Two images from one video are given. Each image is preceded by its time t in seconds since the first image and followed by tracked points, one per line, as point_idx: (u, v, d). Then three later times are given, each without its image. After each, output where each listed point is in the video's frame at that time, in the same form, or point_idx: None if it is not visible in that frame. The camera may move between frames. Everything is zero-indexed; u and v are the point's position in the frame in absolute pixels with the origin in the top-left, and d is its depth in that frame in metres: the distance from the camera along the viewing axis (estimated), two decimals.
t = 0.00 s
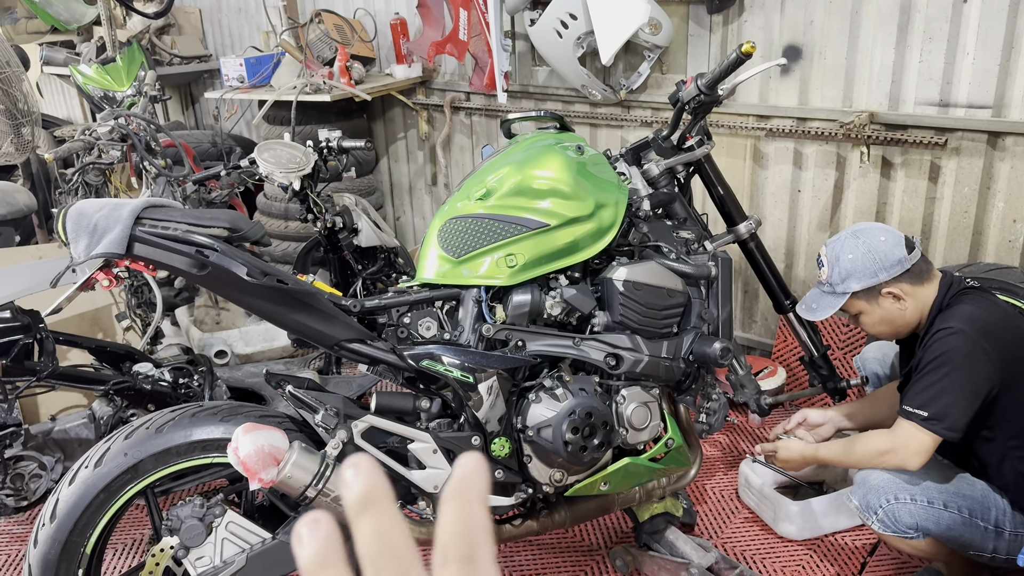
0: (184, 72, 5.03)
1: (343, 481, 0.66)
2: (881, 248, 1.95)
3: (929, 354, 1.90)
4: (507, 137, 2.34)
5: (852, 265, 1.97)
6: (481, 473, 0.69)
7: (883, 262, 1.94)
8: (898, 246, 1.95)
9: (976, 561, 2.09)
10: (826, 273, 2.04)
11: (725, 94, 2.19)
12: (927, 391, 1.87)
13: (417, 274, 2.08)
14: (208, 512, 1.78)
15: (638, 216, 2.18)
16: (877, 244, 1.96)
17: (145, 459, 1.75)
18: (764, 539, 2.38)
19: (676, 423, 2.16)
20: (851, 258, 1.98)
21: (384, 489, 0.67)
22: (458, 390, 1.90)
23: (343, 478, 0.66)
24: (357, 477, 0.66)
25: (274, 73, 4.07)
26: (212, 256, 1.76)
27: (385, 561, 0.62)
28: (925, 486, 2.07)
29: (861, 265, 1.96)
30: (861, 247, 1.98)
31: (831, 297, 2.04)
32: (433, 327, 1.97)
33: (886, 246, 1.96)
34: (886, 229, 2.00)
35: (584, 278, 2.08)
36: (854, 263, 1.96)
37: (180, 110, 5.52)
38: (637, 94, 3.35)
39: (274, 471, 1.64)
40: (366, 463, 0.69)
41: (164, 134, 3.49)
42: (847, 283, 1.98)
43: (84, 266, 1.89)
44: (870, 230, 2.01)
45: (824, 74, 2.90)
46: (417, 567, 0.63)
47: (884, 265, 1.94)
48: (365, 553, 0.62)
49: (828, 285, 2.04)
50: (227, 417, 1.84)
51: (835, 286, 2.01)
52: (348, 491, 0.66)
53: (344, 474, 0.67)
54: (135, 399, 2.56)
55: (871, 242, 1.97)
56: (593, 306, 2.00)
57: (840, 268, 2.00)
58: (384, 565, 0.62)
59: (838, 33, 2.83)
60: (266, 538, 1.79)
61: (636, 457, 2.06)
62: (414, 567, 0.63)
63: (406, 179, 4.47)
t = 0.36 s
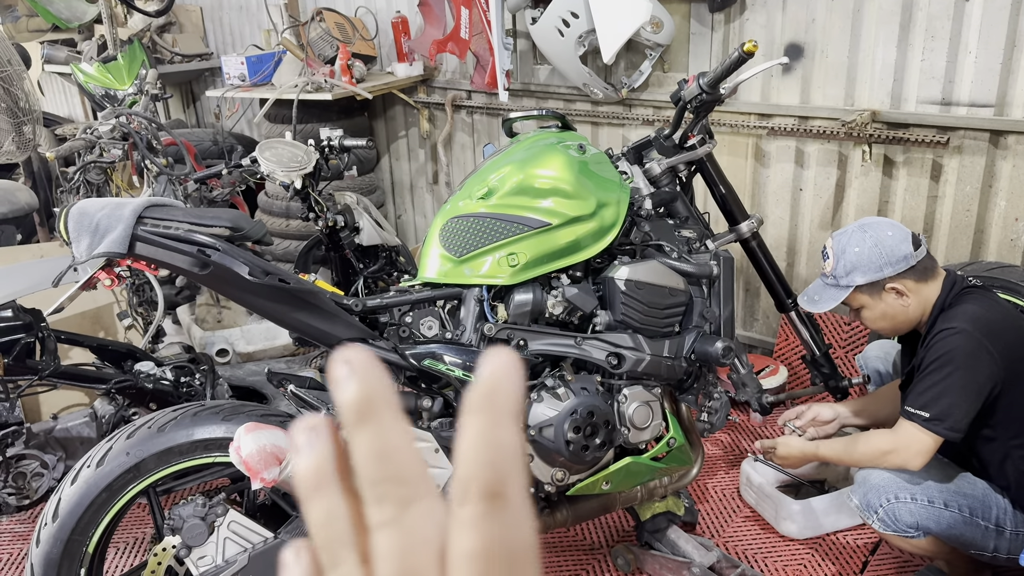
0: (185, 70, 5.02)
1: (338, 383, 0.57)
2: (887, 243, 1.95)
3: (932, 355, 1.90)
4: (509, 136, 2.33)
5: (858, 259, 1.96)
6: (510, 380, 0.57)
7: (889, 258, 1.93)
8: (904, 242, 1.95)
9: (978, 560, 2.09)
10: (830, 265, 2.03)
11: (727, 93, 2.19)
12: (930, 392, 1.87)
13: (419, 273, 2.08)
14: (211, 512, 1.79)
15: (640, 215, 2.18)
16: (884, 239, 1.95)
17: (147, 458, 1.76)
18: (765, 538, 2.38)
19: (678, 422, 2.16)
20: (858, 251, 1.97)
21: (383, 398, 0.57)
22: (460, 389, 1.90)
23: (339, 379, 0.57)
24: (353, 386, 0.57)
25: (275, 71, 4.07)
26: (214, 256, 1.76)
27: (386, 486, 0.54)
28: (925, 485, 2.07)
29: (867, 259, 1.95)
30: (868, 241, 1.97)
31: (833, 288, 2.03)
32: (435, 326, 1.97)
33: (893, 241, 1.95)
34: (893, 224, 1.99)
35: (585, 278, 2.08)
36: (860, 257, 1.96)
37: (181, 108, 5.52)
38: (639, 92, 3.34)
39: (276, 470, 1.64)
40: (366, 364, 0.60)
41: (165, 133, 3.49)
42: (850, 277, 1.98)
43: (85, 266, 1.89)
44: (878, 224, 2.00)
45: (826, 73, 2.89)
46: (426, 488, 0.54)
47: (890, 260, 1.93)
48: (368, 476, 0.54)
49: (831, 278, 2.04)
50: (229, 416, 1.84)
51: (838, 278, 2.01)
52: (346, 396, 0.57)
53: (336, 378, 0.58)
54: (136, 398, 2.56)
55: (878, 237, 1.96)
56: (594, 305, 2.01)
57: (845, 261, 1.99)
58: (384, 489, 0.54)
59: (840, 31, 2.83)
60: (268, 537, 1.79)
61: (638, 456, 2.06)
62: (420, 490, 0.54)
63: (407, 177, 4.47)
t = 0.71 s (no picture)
0: (186, 70, 5.02)
1: None
2: (939, 217, 1.91)
3: (926, 356, 1.89)
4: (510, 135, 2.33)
5: (903, 209, 1.95)
6: None
7: (926, 229, 1.92)
8: (954, 227, 1.91)
9: (977, 557, 2.09)
10: (884, 194, 2.02)
11: (728, 92, 2.19)
12: (923, 394, 1.87)
13: (420, 273, 2.08)
14: (213, 511, 1.78)
15: (641, 214, 2.18)
16: (942, 212, 1.91)
17: (150, 458, 1.76)
18: (767, 537, 2.39)
19: (680, 421, 2.16)
20: (911, 202, 1.95)
21: None
22: (462, 390, 1.90)
23: None
24: None
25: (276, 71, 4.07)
26: (216, 256, 1.76)
27: None
28: (920, 483, 2.08)
29: (910, 216, 1.94)
30: (929, 202, 1.93)
31: (866, 214, 2.05)
32: (437, 325, 1.97)
33: (946, 219, 1.91)
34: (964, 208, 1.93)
35: (587, 277, 2.08)
36: (908, 208, 1.94)
37: (182, 108, 5.53)
38: (639, 91, 3.34)
39: (278, 470, 1.64)
40: None
41: (167, 133, 3.49)
42: (884, 217, 1.98)
43: (86, 266, 1.89)
44: (951, 197, 1.93)
45: (827, 71, 2.89)
46: None
47: (926, 231, 1.92)
48: None
49: (874, 204, 2.04)
50: (231, 416, 1.84)
51: (876, 210, 2.01)
52: None
53: None
54: (138, 398, 2.56)
55: (939, 205, 1.91)
56: (596, 304, 2.00)
57: (897, 201, 1.97)
58: None
59: (841, 30, 2.83)
60: (270, 537, 1.79)
61: (640, 455, 2.06)
62: None
63: (408, 177, 4.48)
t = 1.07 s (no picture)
0: (183, 72, 5.02)
1: None
2: (953, 203, 1.93)
3: (924, 357, 1.89)
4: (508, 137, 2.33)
5: (918, 191, 1.96)
6: None
7: (940, 213, 1.93)
8: (967, 215, 1.93)
9: (975, 554, 2.09)
10: (900, 176, 2.03)
11: (727, 93, 2.18)
12: (920, 395, 1.87)
13: (419, 275, 2.08)
14: (213, 514, 1.79)
15: (640, 215, 2.18)
16: (957, 199, 1.93)
17: (149, 462, 1.75)
18: (767, 537, 2.39)
19: (679, 422, 2.16)
20: (927, 184, 1.96)
21: None
22: (462, 391, 1.90)
23: None
24: None
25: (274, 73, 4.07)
26: (214, 259, 1.76)
27: None
28: (914, 480, 2.08)
29: (924, 198, 1.95)
30: (945, 186, 1.94)
31: (879, 193, 2.05)
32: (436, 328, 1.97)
33: (960, 205, 1.93)
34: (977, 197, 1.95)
35: (586, 278, 2.08)
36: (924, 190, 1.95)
37: (180, 110, 5.53)
38: (638, 92, 3.35)
39: (278, 473, 1.64)
40: None
41: (165, 135, 3.49)
42: (899, 197, 1.99)
43: (85, 268, 1.89)
44: (966, 184, 1.95)
45: (824, 72, 2.90)
46: None
47: (940, 214, 1.93)
48: None
49: (888, 185, 2.05)
50: (231, 419, 1.84)
51: (891, 190, 2.02)
52: None
53: None
54: (137, 401, 2.56)
55: (954, 190, 1.93)
56: (595, 306, 2.00)
57: (912, 183, 1.99)
58: None
59: (838, 31, 2.83)
60: (270, 540, 1.79)
61: (639, 456, 2.06)
62: None
63: (406, 179, 4.48)
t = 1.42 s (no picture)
0: (181, 76, 5.02)
1: None
2: (948, 200, 1.93)
3: (916, 357, 1.90)
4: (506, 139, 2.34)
5: (912, 187, 1.97)
6: (323, 452, 0.62)
7: (934, 210, 1.94)
8: (961, 212, 1.94)
9: (971, 552, 2.10)
10: (895, 171, 2.04)
11: (723, 95, 2.19)
12: (912, 395, 1.88)
13: (417, 277, 2.09)
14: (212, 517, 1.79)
15: (637, 217, 2.19)
16: (951, 196, 1.93)
17: (148, 465, 1.75)
18: (765, 538, 2.39)
19: (677, 423, 2.16)
20: (922, 181, 1.97)
21: None
22: (459, 393, 1.91)
23: None
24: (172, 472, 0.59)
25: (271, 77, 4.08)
26: (213, 262, 1.77)
27: None
28: (904, 478, 2.09)
29: (919, 195, 1.96)
30: (940, 184, 1.95)
31: (874, 189, 2.06)
32: (435, 330, 1.98)
33: (954, 203, 1.93)
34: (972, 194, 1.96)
35: (583, 279, 2.09)
36: (919, 187, 1.96)
37: (177, 114, 5.54)
38: (634, 94, 3.36)
39: (277, 475, 1.64)
40: None
41: (163, 139, 3.50)
42: (893, 193, 2.00)
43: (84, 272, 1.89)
44: (962, 182, 1.96)
45: (820, 73, 2.91)
46: None
47: (934, 212, 1.94)
48: None
49: (884, 180, 2.06)
50: (229, 422, 1.84)
51: (886, 186, 2.03)
52: None
53: None
54: (136, 404, 2.56)
55: (949, 188, 1.94)
56: (592, 307, 2.01)
57: (908, 179, 1.99)
58: None
59: (833, 33, 2.84)
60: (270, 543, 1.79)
61: (637, 457, 2.07)
62: None
63: (404, 182, 4.48)
